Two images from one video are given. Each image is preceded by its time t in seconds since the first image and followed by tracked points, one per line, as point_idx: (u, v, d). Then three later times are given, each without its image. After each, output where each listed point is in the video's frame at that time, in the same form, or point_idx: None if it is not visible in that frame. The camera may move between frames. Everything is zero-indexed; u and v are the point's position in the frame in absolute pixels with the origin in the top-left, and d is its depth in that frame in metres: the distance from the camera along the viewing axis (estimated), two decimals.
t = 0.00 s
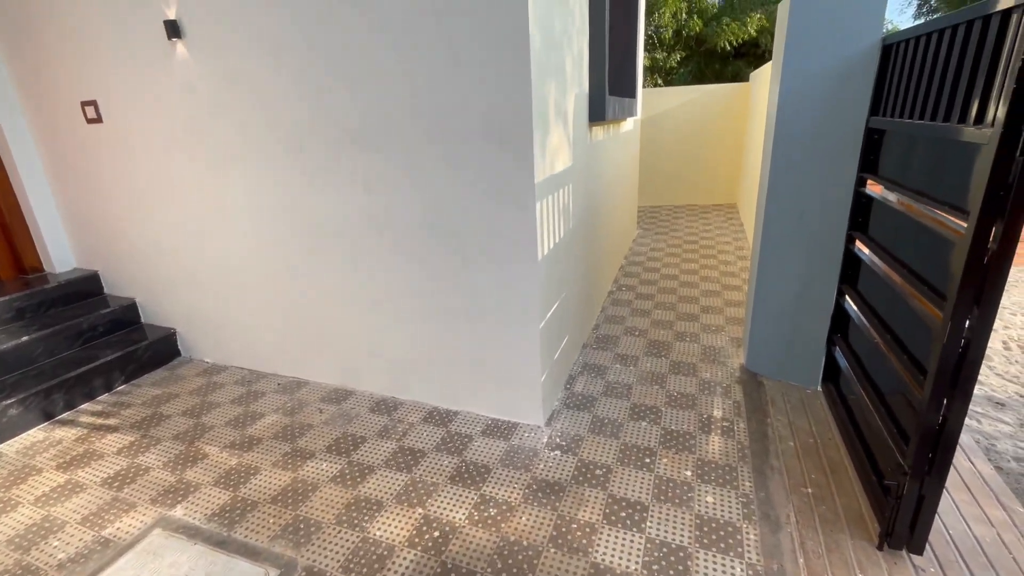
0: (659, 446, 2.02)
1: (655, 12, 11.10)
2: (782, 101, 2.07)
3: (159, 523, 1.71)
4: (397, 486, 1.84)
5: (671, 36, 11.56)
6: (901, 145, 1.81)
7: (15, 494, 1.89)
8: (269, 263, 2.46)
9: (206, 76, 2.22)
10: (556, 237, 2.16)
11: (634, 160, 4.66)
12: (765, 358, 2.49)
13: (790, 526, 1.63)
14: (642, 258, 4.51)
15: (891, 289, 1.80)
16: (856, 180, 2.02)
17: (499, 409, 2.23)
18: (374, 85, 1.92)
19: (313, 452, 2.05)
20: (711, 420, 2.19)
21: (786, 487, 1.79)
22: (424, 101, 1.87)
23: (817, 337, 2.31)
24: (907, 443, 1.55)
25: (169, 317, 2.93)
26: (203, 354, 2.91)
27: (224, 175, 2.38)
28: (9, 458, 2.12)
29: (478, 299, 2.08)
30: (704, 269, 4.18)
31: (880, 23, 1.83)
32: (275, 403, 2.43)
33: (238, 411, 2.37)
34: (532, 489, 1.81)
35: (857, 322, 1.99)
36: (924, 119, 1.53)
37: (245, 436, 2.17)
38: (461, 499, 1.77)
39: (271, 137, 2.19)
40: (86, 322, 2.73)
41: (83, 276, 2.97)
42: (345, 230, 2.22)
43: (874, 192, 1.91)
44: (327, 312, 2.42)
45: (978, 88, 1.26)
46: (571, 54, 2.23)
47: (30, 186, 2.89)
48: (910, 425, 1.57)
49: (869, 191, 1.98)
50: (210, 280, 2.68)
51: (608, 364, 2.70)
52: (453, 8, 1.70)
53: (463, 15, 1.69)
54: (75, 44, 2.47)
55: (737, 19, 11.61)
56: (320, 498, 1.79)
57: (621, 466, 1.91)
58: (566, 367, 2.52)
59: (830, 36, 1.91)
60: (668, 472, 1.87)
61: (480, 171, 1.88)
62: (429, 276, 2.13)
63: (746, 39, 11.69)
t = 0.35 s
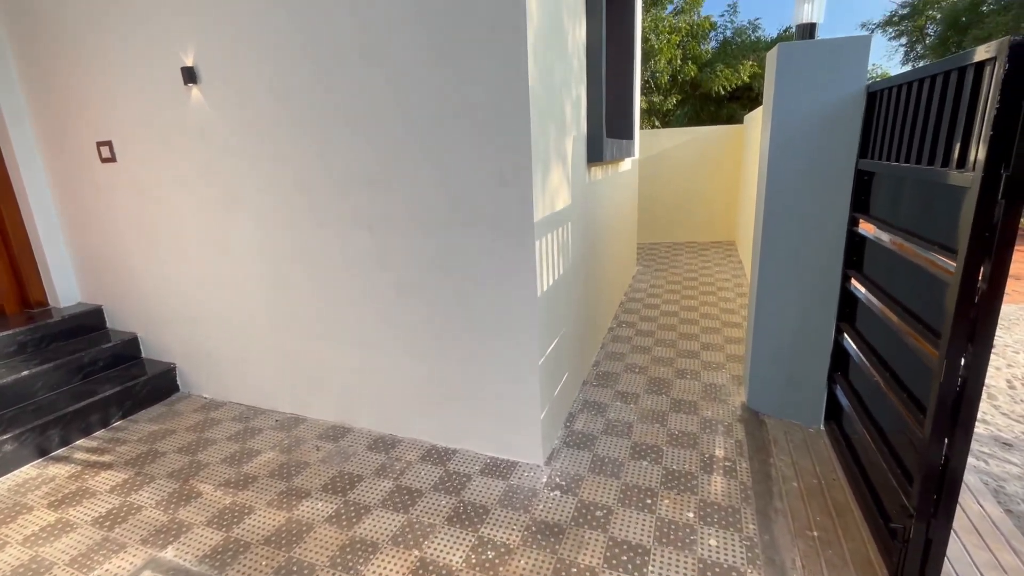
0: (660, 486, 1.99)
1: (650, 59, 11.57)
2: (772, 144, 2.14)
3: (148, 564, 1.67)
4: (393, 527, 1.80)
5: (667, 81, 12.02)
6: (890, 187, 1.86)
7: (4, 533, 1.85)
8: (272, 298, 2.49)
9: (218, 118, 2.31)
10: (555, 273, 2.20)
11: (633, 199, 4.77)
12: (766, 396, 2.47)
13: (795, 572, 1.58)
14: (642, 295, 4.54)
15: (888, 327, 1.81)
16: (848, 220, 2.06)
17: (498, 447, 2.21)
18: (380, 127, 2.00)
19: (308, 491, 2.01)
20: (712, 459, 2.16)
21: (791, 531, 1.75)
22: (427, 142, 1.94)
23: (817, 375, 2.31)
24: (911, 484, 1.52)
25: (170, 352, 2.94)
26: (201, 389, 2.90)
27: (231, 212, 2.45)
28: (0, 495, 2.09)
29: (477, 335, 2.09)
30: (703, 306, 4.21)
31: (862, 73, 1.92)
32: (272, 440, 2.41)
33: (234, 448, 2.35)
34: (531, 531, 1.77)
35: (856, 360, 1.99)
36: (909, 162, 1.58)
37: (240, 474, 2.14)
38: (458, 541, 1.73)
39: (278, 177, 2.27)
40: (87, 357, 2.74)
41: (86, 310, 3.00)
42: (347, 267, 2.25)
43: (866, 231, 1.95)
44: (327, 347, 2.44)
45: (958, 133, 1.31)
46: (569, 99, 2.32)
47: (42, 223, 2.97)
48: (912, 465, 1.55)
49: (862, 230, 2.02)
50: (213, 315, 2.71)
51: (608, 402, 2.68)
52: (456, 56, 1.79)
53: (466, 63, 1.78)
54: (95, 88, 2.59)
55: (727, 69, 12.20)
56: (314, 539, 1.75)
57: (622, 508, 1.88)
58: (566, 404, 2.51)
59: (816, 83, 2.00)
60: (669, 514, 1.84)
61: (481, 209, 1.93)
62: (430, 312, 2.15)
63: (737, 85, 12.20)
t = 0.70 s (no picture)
0: (666, 524, 1.94)
1: (652, 97, 11.90)
2: (771, 180, 2.18)
3: None
4: (393, 564, 1.76)
5: (668, 118, 12.32)
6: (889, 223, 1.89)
7: None
8: (277, 329, 2.51)
9: (232, 153, 2.39)
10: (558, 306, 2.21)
11: (636, 232, 4.82)
12: (773, 431, 2.43)
13: None
14: (646, 327, 4.53)
15: (893, 362, 1.80)
16: (850, 254, 2.07)
17: (501, 482, 2.18)
18: (388, 163, 2.06)
19: (307, 526, 1.98)
20: (720, 496, 2.12)
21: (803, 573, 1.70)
22: (434, 177, 1.99)
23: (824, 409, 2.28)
24: (924, 524, 1.48)
25: (173, 382, 2.95)
26: (203, 420, 2.89)
27: (240, 243, 2.49)
28: None
29: (480, 367, 2.09)
30: (708, 338, 4.19)
31: (857, 112, 1.97)
32: (273, 473, 2.38)
33: (234, 481, 2.32)
34: (534, 571, 1.72)
35: (864, 395, 1.97)
36: (908, 198, 1.61)
37: (239, 508, 2.11)
38: None
39: (287, 210, 2.32)
40: (92, 386, 2.75)
41: (93, 339, 3.03)
42: (353, 299, 2.28)
43: (868, 265, 1.96)
44: (330, 379, 2.44)
45: (953, 171, 1.34)
46: (573, 136, 2.39)
47: (55, 253, 3.03)
48: (925, 504, 1.51)
49: (864, 264, 2.04)
50: (218, 345, 2.73)
51: (613, 436, 2.65)
52: (462, 96, 1.86)
53: (472, 102, 1.85)
54: (115, 124, 2.69)
55: (726, 107, 12.51)
56: None
57: (628, 546, 1.83)
58: (570, 438, 2.48)
59: (814, 121, 2.05)
60: (676, 553, 1.79)
61: (485, 243, 1.96)
62: (433, 344, 2.16)
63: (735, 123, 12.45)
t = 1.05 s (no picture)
0: (676, 557, 1.89)
1: (657, 126, 12.10)
2: (776, 207, 2.20)
3: None
4: None
5: (674, 146, 12.49)
6: (895, 251, 1.89)
7: None
8: (285, 353, 2.52)
9: (246, 180, 2.45)
10: (564, 335, 2.22)
11: (642, 258, 4.84)
12: (784, 461, 2.38)
13: None
14: (653, 354, 4.50)
15: (905, 391, 1.77)
16: (857, 282, 2.07)
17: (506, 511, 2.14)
18: (397, 191, 2.10)
19: (309, 555, 1.95)
20: (730, 529, 2.07)
21: None
22: (442, 204, 2.03)
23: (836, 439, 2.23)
24: (943, 560, 1.44)
25: (180, 406, 2.96)
26: (208, 445, 2.88)
27: (251, 268, 2.54)
28: None
29: (486, 394, 2.08)
30: (716, 365, 4.16)
31: (860, 143, 2.00)
32: (276, 499, 2.36)
33: (237, 507, 2.30)
34: None
35: (876, 425, 1.93)
36: (913, 226, 1.61)
37: (241, 535, 2.09)
38: None
39: (298, 236, 2.37)
40: (99, 409, 2.76)
41: (103, 362, 3.06)
42: (360, 324, 2.30)
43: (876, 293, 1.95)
44: (335, 404, 2.44)
45: (957, 199, 1.35)
46: (579, 164, 2.43)
47: (71, 276, 3.10)
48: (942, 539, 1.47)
49: (872, 291, 2.03)
50: (225, 370, 2.74)
51: (620, 465, 2.61)
52: (471, 127, 1.92)
53: (481, 132, 1.90)
54: (135, 153, 2.78)
55: (731, 135, 12.73)
56: None
57: None
58: (576, 467, 2.45)
59: (817, 150, 2.07)
60: None
61: (492, 269, 1.98)
62: (439, 370, 2.16)
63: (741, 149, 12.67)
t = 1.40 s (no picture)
0: None
1: (666, 147, 12.19)
2: (784, 229, 2.19)
3: None
4: None
5: (683, 167, 12.54)
6: (908, 272, 1.87)
7: None
8: (293, 372, 2.53)
9: (259, 200, 2.50)
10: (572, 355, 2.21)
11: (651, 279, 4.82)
12: (798, 488, 2.32)
13: None
14: (663, 376, 4.44)
15: (922, 416, 1.73)
16: (870, 303, 2.04)
17: (512, 535, 2.10)
18: (407, 212, 2.13)
19: None
20: (743, 557, 2.01)
21: None
22: (450, 225, 2.05)
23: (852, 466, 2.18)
24: None
25: (189, 424, 2.97)
26: (215, 463, 2.89)
27: (262, 287, 2.57)
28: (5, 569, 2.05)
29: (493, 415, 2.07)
30: (728, 387, 4.09)
31: (869, 164, 2.00)
32: (281, 519, 2.34)
33: (243, 527, 2.29)
34: None
35: (892, 451, 1.88)
36: (924, 248, 1.60)
37: (245, 556, 2.07)
38: None
39: (309, 256, 2.40)
40: (110, 425, 2.78)
41: (115, 379, 3.09)
42: (368, 343, 2.31)
43: (889, 315, 1.92)
44: (342, 423, 2.43)
45: (968, 221, 1.34)
46: (587, 186, 2.45)
47: (88, 294, 3.16)
48: (962, 571, 1.42)
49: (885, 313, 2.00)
50: (234, 387, 2.76)
51: (630, 489, 2.56)
52: (480, 149, 1.95)
53: (489, 154, 1.93)
54: (154, 173, 2.85)
55: (740, 155, 12.79)
56: None
57: None
58: (585, 491, 2.41)
59: (826, 171, 2.07)
60: None
61: (500, 289, 1.99)
62: (447, 390, 2.15)
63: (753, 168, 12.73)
